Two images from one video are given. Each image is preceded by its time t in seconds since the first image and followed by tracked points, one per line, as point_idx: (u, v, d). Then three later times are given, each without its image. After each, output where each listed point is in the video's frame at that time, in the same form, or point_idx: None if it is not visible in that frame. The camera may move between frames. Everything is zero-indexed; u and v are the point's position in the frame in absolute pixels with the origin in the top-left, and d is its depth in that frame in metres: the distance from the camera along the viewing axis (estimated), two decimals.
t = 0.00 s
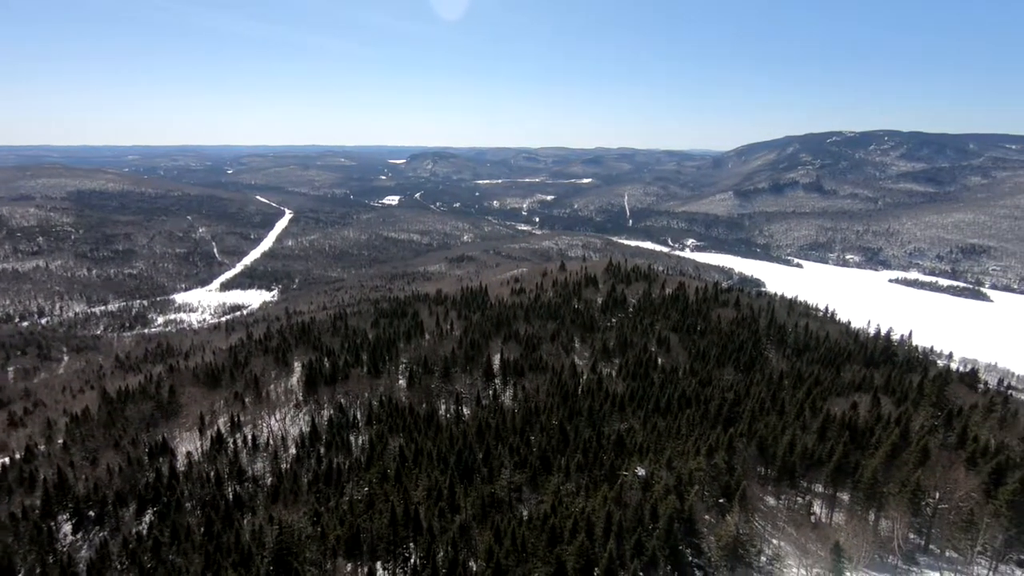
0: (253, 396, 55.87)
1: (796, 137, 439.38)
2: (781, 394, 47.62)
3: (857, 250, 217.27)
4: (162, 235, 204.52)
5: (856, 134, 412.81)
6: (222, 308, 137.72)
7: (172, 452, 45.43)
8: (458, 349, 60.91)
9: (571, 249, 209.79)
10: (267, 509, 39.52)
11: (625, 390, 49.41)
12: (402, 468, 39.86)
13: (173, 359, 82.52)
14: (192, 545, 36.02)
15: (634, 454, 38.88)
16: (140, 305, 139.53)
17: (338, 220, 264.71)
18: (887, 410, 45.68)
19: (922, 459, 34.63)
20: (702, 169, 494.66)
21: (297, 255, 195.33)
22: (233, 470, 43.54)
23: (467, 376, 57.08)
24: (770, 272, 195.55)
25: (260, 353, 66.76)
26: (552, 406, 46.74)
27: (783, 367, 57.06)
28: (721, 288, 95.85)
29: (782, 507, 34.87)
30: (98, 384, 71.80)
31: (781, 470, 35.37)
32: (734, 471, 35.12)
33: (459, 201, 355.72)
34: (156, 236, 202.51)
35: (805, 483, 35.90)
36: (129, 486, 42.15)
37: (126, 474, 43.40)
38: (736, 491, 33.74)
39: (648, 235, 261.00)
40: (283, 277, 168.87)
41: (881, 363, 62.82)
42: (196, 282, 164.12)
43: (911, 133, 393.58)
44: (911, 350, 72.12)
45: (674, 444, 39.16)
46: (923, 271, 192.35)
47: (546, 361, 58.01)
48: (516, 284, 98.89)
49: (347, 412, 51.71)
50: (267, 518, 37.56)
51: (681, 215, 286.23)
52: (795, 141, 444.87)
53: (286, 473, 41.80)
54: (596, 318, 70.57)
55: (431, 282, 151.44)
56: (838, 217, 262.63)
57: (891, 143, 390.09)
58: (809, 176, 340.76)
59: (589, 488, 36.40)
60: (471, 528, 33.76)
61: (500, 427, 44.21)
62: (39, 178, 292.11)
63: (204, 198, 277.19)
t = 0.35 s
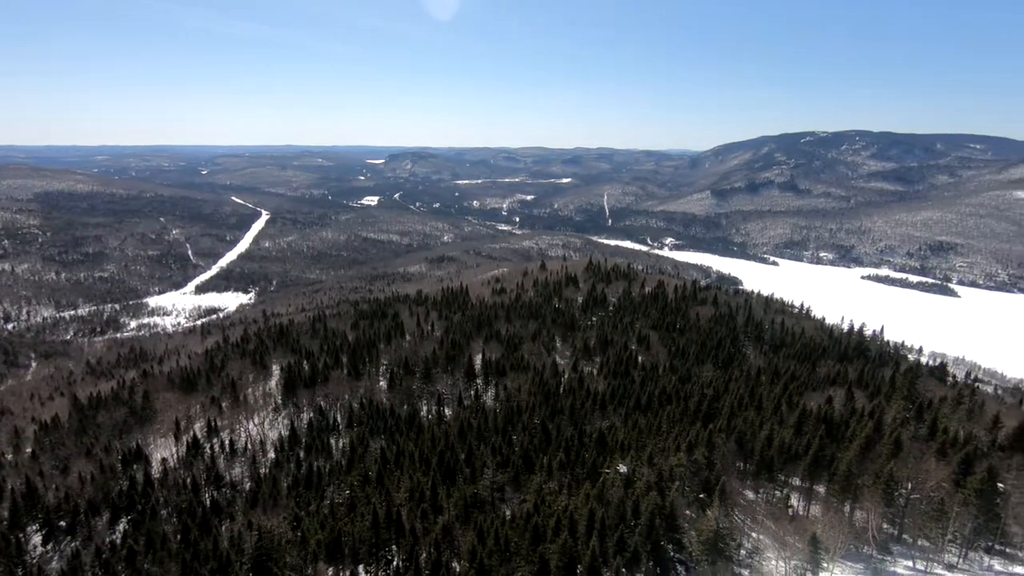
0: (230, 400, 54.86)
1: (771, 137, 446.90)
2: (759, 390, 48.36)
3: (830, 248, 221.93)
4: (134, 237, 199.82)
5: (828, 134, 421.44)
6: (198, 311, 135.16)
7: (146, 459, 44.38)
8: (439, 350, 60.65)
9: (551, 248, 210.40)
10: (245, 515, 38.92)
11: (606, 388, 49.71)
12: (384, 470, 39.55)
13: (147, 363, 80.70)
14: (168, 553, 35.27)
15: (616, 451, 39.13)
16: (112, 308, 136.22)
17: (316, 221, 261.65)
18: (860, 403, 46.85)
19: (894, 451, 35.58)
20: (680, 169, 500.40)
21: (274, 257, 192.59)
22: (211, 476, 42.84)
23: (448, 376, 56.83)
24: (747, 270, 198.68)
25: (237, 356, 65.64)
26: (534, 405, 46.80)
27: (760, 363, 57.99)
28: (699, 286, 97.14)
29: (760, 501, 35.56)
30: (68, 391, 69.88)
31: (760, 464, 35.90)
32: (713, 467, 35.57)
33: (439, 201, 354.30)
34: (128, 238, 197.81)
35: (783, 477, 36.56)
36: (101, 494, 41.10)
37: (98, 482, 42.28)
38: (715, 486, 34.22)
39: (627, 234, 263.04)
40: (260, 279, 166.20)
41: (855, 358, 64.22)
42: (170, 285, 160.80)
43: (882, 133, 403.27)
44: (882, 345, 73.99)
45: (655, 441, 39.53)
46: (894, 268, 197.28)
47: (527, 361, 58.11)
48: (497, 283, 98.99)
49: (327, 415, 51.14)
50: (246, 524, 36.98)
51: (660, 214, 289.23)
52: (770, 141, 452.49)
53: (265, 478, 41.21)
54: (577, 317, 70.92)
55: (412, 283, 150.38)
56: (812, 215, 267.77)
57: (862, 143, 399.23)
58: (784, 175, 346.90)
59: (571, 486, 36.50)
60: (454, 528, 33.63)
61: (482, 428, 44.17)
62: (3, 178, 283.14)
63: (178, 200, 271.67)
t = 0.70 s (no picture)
0: (206, 404, 53.78)
1: (746, 137, 453.71)
2: (738, 386, 49.04)
3: (805, 245, 226.21)
4: (104, 239, 194.77)
5: (802, 134, 429.62)
6: (172, 315, 132.30)
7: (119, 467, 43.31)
8: (419, 351, 60.26)
9: (531, 248, 210.63)
10: (223, 521, 38.27)
11: (588, 387, 49.92)
12: (365, 472, 39.19)
13: (119, 368, 78.69)
14: (143, 562, 34.48)
15: (598, 449, 39.33)
16: (82, 312, 132.54)
17: (293, 221, 258.05)
18: (835, 397, 47.84)
19: (868, 443, 36.42)
20: (658, 168, 505.31)
21: (251, 258, 189.49)
22: (187, 482, 42.03)
23: (429, 377, 56.43)
24: (724, 268, 201.38)
25: (214, 360, 64.46)
26: (516, 404, 46.81)
27: (738, 359, 58.83)
28: (678, 284, 98.19)
29: (739, 495, 36.10)
30: (36, 398, 67.76)
31: (739, 459, 36.44)
32: (694, 462, 35.99)
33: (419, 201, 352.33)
34: (99, 240, 192.68)
35: (762, 471, 37.15)
36: (72, 504, 39.98)
37: (69, 492, 41.14)
38: (696, 481, 34.60)
39: (607, 234, 264.57)
40: (237, 281, 163.32)
41: (830, 353, 65.57)
42: (143, 288, 157.11)
43: (853, 133, 412.44)
44: (856, 340, 75.63)
45: (636, 438, 39.84)
46: (866, 264, 201.92)
47: (509, 360, 58.10)
48: (477, 283, 98.84)
49: (307, 418, 50.51)
50: (224, 531, 36.35)
51: (639, 213, 291.67)
52: (746, 141, 459.46)
53: (244, 483, 40.57)
54: (558, 316, 71.12)
55: (392, 283, 149.16)
56: (787, 214, 272.64)
57: (835, 143, 407.90)
58: (759, 174, 352.54)
59: (554, 484, 36.52)
60: (437, 529, 33.41)
61: (464, 428, 44.01)
62: None
63: (150, 201, 265.56)
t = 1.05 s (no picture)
0: (181, 410, 52.65)
1: (722, 136, 460.24)
2: (717, 383, 49.69)
3: (780, 244, 230.35)
4: (73, 242, 189.46)
5: (775, 133, 437.57)
6: (145, 318, 129.35)
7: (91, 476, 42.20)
8: (400, 352, 59.84)
9: (511, 247, 210.71)
10: (201, 528, 37.57)
11: (569, 385, 50.12)
12: (346, 475, 38.81)
13: (90, 374, 76.68)
14: (117, 572, 33.67)
15: (580, 447, 39.49)
16: (50, 317, 128.81)
17: (269, 222, 254.25)
18: (811, 391, 48.85)
19: (843, 436, 37.23)
20: (636, 168, 509.47)
21: (226, 260, 186.14)
22: (163, 490, 41.17)
23: (410, 378, 56.07)
24: (702, 266, 203.99)
25: (189, 364, 63.20)
26: (498, 404, 46.78)
27: (716, 356, 59.61)
28: (656, 282, 99.14)
29: (719, 490, 36.67)
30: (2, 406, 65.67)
31: (719, 454, 36.94)
32: (674, 458, 36.36)
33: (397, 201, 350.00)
34: (67, 243, 187.35)
35: (740, 466, 37.75)
36: (42, 515, 38.84)
37: (38, 503, 39.96)
38: (676, 477, 35.00)
39: (586, 233, 265.87)
40: (212, 284, 160.27)
41: (805, 349, 66.82)
42: (114, 291, 153.24)
43: (825, 133, 421.47)
44: (830, 335, 77.27)
45: (618, 436, 40.12)
46: (839, 261, 206.68)
47: (490, 360, 58.04)
48: (458, 283, 98.57)
49: (286, 421, 49.85)
50: (201, 538, 35.68)
51: (618, 212, 293.65)
52: (721, 140, 465.82)
53: (221, 489, 39.89)
54: (539, 316, 71.22)
55: (371, 284, 147.79)
56: (762, 212, 277.42)
57: (807, 142, 416.38)
58: (735, 173, 358.00)
59: (536, 483, 36.61)
60: (420, 531, 33.18)
61: (447, 429, 43.81)
62: None
63: (120, 202, 259.09)
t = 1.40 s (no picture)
0: (156, 415, 51.49)
1: (698, 136, 466.13)
2: (696, 380, 50.31)
3: (755, 242, 234.24)
4: (39, 244, 183.76)
5: (750, 133, 444.81)
6: (116, 322, 126.06)
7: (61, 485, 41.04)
8: (380, 353, 59.32)
9: (491, 247, 210.50)
10: (177, 536, 36.78)
11: (550, 384, 50.31)
12: (327, 479, 38.38)
13: (59, 380, 74.49)
14: None
15: (561, 446, 39.66)
16: (16, 322, 124.74)
17: (245, 223, 249.84)
18: (786, 387, 49.83)
19: (818, 430, 38.04)
20: (614, 167, 513.15)
21: (200, 262, 182.35)
22: (137, 498, 40.19)
23: (391, 380, 55.58)
24: (680, 264, 206.31)
25: (162, 368, 61.75)
26: (479, 404, 46.69)
27: (695, 353, 60.37)
28: (635, 281, 99.95)
29: (699, 486, 37.19)
30: None
31: (699, 450, 37.47)
32: (655, 455, 36.73)
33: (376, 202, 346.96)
34: (33, 246, 181.61)
35: (719, 461, 38.31)
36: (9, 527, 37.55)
37: (5, 514, 38.68)
38: (657, 474, 35.35)
39: (565, 232, 266.78)
40: (186, 287, 156.89)
41: (780, 345, 68.04)
42: (83, 295, 149.04)
43: (798, 133, 429.96)
44: (805, 332, 78.85)
45: (599, 434, 40.37)
46: (812, 259, 210.98)
47: (471, 360, 57.92)
48: (438, 284, 98.18)
49: (264, 425, 49.09)
50: (178, 546, 34.95)
51: (597, 211, 295.41)
52: (698, 140, 471.69)
53: (198, 496, 39.14)
54: (519, 315, 71.32)
55: (350, 286, 146.25)
56: (738, 211, 281.79)
57: (781, 143, 424.25)
58: (711, 172, 362.88)
59: (519, 482, 36.61)
60: (402, 533, 32.94)
61: (428, 430, 43.57)
62: None
63: (89, 203, 252.08)
